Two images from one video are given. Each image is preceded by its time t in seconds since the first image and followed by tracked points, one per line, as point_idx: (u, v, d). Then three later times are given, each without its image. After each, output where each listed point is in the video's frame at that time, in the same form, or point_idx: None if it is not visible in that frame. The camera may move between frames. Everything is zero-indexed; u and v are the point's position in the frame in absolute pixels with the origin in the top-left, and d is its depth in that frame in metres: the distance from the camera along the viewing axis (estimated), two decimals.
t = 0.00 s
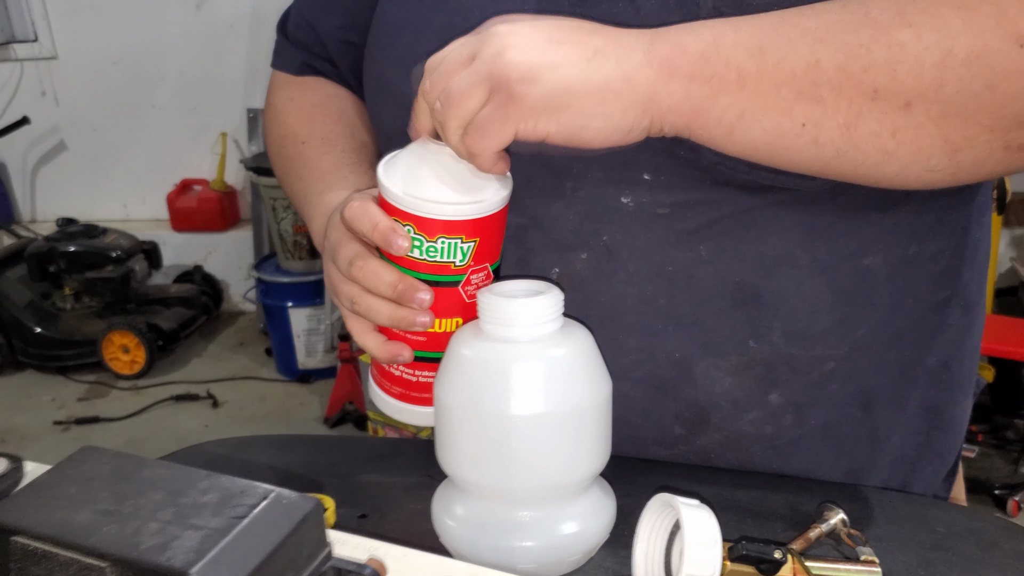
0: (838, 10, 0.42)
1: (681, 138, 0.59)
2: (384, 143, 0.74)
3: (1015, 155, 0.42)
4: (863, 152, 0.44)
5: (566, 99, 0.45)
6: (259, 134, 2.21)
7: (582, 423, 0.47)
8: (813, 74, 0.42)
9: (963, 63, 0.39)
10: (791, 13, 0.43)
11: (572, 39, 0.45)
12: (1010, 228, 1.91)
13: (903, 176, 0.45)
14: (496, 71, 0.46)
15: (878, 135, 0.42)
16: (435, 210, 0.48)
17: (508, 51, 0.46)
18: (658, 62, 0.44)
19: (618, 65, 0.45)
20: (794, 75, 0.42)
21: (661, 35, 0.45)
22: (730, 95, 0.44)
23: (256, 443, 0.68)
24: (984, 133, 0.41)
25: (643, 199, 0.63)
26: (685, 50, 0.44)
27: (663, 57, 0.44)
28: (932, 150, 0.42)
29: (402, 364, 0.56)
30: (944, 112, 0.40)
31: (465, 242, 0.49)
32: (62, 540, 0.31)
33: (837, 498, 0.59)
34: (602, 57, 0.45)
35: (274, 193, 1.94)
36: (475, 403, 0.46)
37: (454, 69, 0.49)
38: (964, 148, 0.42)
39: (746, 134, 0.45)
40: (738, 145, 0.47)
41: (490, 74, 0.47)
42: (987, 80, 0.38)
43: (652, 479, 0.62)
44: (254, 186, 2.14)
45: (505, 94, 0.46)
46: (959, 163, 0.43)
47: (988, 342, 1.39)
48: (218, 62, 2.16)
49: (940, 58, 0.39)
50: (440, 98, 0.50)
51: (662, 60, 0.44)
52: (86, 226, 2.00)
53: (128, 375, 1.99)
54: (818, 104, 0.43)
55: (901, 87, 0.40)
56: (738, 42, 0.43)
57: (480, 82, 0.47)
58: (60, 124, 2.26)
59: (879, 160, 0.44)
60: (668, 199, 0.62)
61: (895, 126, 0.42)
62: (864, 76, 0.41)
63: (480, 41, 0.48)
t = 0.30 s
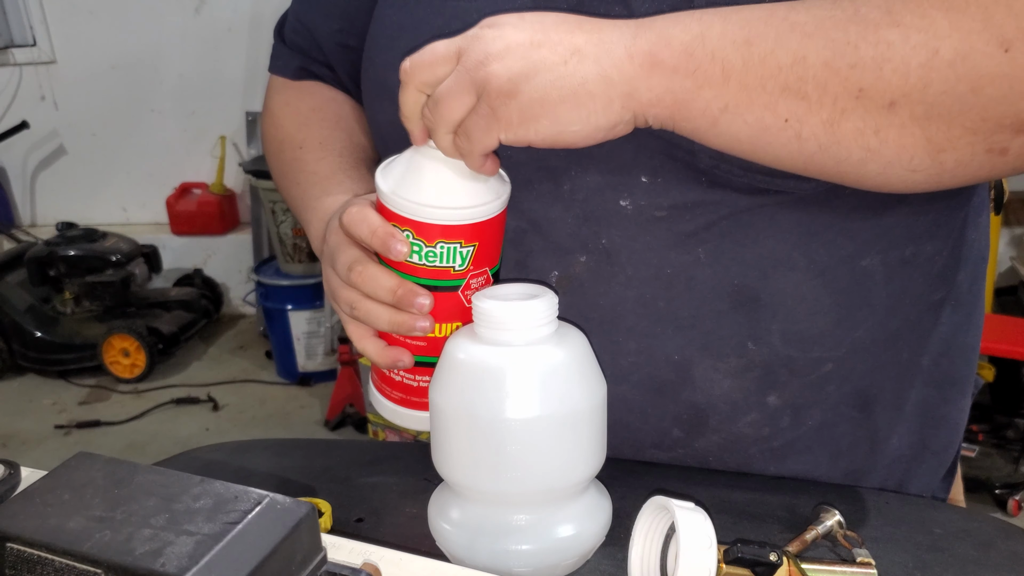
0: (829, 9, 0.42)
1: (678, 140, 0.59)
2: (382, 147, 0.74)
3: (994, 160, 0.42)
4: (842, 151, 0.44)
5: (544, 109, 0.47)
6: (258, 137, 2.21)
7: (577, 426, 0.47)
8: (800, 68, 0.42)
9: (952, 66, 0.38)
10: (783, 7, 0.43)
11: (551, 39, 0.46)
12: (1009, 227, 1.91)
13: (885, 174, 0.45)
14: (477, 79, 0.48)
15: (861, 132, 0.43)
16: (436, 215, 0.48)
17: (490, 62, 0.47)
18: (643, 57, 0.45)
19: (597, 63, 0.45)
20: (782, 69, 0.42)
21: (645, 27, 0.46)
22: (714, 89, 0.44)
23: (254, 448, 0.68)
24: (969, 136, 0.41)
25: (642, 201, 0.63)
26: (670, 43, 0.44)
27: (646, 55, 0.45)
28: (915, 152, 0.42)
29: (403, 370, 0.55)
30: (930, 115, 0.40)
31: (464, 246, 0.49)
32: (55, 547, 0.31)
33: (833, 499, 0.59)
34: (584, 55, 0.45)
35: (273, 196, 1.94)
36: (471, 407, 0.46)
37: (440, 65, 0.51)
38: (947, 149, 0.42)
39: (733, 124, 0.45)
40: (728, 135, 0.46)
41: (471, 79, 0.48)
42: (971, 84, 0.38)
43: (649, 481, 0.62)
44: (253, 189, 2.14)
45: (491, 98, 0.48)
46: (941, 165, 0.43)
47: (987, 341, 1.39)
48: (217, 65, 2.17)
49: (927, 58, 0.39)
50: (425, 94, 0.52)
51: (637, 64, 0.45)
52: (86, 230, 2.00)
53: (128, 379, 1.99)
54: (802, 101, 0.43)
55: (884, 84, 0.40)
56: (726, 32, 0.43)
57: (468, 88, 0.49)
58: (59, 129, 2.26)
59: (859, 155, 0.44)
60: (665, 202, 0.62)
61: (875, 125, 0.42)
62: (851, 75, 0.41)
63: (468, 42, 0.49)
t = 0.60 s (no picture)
0: (852, 50, 0.43)
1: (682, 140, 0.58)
2: (382, 146, 0.74)
3: (981, 188, 0.47)
4: (872, 191, 0.47)
5: (602, 162, 0.46)
6: (257, 139, 2.21)
7: (577, 424, 0.46)
8: (844, 131, 0.43)
9: (999, 116, 0.41)
10: (818, 53, 0.44)
11: (623, 91, 0.44)
12: (1010, 227, 1.91)
13: (914, 202, 0.48)
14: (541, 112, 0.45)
15: (903, 178, 0.45)
16: (437, 216, 0.48)
17: (563, 106, 0.45)
18: (692, 122, 0.45)
19: (658, 128, 0.45)
20: (828, 131, 0.44)
21: (694, 84, 0.45)
22: (763, 156, 0.46)
23: (252, 449, 0.67)
24: (999, 164, 0.44)
25: (648, 201, 0.63)
26: (719, 119, 0.44)
27: (697, 123, 0.45)
28: (952, 185, 0.46)
29: (404, 371, 0.55)
30: (969, 152, 0.44)
31: (466, 247, 0.49)
32: (51, 548, 0.31)
33: (835, 498, 0.58)
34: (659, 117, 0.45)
35: (273, 198, 1.92)
36: (470, 406, 0.46)
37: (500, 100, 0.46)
38: (983, 177, 0.46)
39: (779, 183, 0.47)
40: (774, 191, 0.48)
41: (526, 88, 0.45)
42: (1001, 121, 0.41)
43: (650, 480, 0.62)
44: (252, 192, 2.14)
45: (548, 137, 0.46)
46: (971, 186, 0.46)
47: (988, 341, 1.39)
48: (216, 67, 2.17)
49: (965, 108, 0.41)
50: (438, 89, 0.46)
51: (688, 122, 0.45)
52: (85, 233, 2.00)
53: (128, 382, 1.99)
54: (849, 158, 0.45)
55: (928, 135, 0.43)
56: (772, 94, 0.44)
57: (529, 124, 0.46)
58: (58, 132, 2.25)
59: (899, 188, 0.46)
60: (674, 201, 0.62)
61: (919, 168, 0.45)
62: (894, 128, 0.43)
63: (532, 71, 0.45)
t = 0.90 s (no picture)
0: (850, 29, 0.42)
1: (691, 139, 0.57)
2: (386, 147, 0.74)
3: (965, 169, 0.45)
4: (842, 164, 0.45)
5: (598, 115, 0.44)
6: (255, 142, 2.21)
7: (579, 425, 0.46)
8: (828, 92, 0.42)
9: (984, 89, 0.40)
10: (802, 33, 0.43)
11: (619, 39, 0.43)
12: (1007, 227, 1.92)
13: (894, 183, 0.46)
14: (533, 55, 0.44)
15: (887, 153, 0.44)
16: (447, 218, 0.48)
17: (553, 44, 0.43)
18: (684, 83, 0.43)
19: (647, 91, 0.43)
20: (810, 94, 0.42)
21: (683, 49, 0.44)
22: (745, 117, 0.44)
23: (254, 452, 0.67)
24: (984, 147, 0.43)
25: (659, 199, 0.62)
26: (706, 76, 0.43)
27: (689, 82, 0.43)
28: (936, 164, 0.44)
29: (413, 374, 0.55)
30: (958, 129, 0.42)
31: (477, 248, 0.49)
32: (49, 551, 0.31)
33: (838, 499, 0.58)
34: (641, 80, 0.43)
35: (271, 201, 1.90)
36: (471, 407, 0.45)
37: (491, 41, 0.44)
38: (968, 161, 0.44)
39: (769, 149, 0.45)
40: (757, 161, 0.46)
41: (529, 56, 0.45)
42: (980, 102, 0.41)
43: (653, 482, 0.62)
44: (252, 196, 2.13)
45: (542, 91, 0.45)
46: (961, 177, 0.45)
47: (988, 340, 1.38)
48: (214, 70, 2.16)
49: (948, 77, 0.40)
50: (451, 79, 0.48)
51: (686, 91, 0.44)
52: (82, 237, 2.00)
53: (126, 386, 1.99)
54: (832, 124, 0.43)
55: (909, 106, 0.41)
56: (761, 53, 0.43)
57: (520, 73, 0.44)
58: (56, 136, 2.25)
59: (881, 170, 0.45)
60: (683, 198, 0.61)
61: (902, 146, 0.43)
62: (877, 94, 0.42)
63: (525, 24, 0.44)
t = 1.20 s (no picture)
0: (942, 197, 0.50)
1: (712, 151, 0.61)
2: (381, 148, 0.74)
3: None
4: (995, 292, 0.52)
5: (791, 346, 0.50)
6: (253, 145, 2.21)
7: (578, 426, 0.46)
8: (954, 280, 0.50)
9: None
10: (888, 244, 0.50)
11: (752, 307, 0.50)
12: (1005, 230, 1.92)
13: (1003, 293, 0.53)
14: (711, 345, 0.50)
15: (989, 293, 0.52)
16: (410, 215, 0.48)
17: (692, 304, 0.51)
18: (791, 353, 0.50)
19: (831, 334, 0.50)
20: (920, 297, 0.49)
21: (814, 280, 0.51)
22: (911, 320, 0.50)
23: (250, 453, 0.67)
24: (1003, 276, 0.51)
25: (656, 200, 0.64)
26: (894, 289, 0.49)
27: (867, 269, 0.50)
28: None
29: (395, 377, 0.55)
30: None
31: (444, 245, 0.49)
32: (44, 552, 0.30)
33: (838, 500, 0.58)
34: (852, 331, 0.50)
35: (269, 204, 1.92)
36: (471, 407, 0.45)
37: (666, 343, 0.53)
38: None
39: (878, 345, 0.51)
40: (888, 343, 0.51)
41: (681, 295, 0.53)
42: None
43: (651, 482, 0.62)
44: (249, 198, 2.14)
45: (780, 360, 0.51)
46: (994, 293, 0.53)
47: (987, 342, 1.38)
48: (212, 73, 2.16)
49: None
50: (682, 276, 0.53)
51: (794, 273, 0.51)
52: (81, 241, 2.00)
53: (124, 390, 1.98)
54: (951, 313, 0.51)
55: None
56: (913, 253, 0.49)
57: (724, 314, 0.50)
58: (54, 139, 2.25)
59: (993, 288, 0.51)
60: (681, 201, 0.64)
61: (956, 306, 0.51)
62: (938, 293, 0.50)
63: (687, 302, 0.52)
